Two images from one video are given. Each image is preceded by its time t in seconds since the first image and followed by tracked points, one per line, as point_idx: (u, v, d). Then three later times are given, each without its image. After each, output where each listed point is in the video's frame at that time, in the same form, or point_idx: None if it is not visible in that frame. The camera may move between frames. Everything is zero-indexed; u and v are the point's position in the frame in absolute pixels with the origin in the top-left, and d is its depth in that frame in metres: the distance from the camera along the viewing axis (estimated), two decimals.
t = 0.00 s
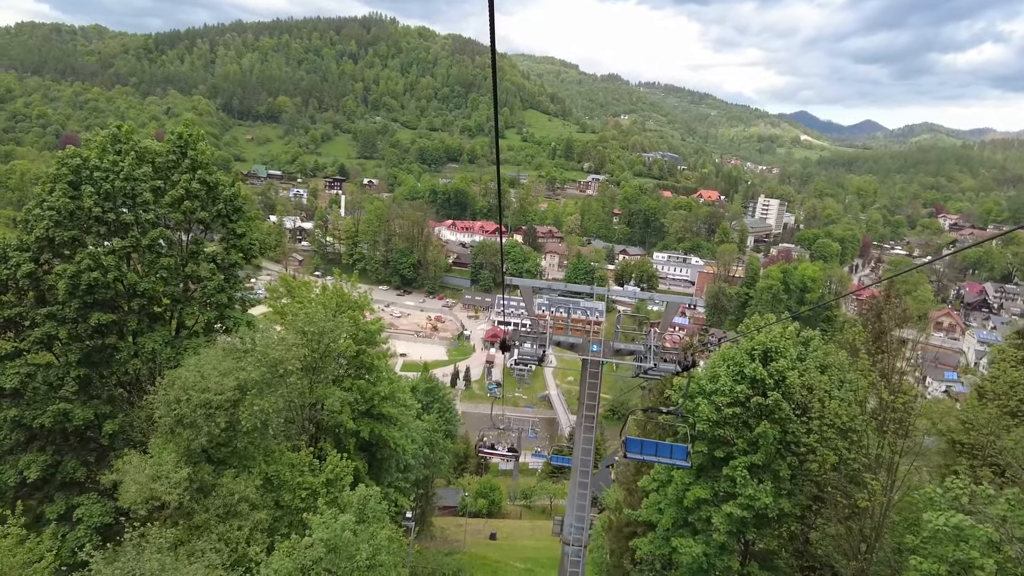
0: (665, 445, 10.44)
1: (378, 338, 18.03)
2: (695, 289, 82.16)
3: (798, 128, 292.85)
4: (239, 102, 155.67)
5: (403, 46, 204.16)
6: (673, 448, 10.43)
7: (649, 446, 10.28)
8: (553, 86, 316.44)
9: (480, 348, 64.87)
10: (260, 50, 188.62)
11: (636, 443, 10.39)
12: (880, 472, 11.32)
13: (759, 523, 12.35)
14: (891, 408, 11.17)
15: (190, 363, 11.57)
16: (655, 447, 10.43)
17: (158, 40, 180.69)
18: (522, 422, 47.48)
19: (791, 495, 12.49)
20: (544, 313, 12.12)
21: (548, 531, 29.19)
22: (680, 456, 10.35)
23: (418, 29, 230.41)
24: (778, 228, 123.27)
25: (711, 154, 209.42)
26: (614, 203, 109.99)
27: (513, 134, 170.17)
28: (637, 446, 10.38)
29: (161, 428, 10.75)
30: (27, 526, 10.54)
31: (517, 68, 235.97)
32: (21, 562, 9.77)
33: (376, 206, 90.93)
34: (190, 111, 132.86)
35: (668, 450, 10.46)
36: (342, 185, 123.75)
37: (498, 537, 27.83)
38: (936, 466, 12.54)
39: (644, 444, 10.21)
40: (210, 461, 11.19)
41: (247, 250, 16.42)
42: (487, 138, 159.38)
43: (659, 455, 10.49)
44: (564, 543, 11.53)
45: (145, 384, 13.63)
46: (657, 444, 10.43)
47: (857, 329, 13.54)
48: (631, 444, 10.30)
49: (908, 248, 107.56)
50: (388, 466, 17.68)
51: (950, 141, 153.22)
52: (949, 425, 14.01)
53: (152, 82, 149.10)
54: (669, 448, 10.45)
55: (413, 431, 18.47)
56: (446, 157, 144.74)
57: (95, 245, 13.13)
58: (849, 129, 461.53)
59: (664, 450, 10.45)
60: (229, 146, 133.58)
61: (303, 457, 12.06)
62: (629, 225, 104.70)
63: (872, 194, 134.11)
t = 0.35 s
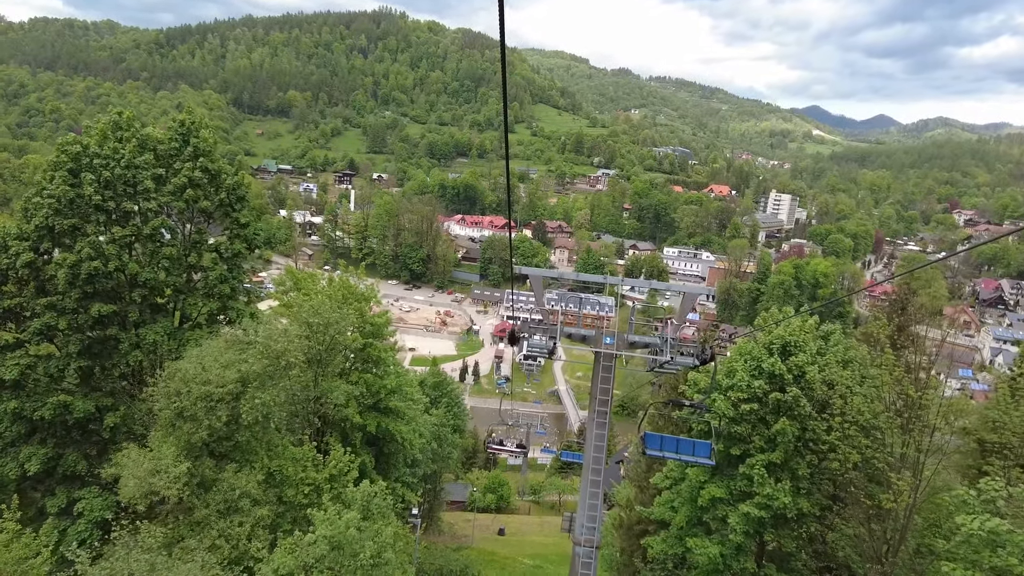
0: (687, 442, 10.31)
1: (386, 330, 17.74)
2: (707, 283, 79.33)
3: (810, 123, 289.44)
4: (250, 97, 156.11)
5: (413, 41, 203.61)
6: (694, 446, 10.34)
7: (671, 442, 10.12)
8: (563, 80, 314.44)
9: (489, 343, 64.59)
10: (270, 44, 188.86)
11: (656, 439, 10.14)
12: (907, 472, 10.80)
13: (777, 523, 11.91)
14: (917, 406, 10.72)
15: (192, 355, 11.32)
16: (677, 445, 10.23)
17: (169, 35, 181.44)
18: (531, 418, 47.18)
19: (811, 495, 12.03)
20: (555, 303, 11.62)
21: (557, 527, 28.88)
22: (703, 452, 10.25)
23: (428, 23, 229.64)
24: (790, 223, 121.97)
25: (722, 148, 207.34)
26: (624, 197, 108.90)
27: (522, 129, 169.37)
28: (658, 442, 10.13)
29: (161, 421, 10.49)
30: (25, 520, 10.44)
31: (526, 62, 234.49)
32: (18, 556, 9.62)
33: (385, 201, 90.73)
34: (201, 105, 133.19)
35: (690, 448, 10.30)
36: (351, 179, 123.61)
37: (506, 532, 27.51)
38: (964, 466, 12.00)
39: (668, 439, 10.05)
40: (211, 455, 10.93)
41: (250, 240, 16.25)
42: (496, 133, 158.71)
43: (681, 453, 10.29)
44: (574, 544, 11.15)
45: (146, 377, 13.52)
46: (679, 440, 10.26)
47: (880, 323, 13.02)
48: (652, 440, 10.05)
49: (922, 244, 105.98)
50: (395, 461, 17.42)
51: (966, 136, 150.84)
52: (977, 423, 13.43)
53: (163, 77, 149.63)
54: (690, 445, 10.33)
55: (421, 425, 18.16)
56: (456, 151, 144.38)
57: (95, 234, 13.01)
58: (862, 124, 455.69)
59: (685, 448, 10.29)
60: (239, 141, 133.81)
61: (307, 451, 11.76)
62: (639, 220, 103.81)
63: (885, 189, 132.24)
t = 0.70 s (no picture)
0: (712, 438, 9.66)
1: (392, 324, 17.43)
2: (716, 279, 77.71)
3: (821, 117, 285.90)
4: (259, 93, 156.52)
5: (421, 36, 203.08)
6: (721, 441, 9.65)
7: (694, 439, 9.59)
8: (572, 75, 312.56)
9: (498, 339, 64.31)
10: (279, 40, 189.11)
11: (678, 436, 9.62)
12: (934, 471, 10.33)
13: (796, 523, 11.49)
14: (945, 403, 10.26)
15: (193, 348, 11.04)
16: (700, 442, 9.67)
17: (179, 32, 182.15)
18: (540, 414, 46.87)
19: (832, 495, 11.57)
20: (565, 295, 11.13)
21: (566, 523, 28.59)
22: (732, 450, 9.57)
23: (436, 19, 228.87)
24: (801, 219, 120.52)
25: (732, 143, 205.24)
26: (633, 192, 108.02)
27: (531, 124, 168.47)
28: (681, 439, 9.62)
29: (160, 415, 10.22)
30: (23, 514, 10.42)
31: (535, 57, 233.05)
32: (15, 552, 9.52)
33: (393, 196, 90.50)
34: (210, 101, 133.66)
35: (715, 445, 9.67)
36: (360, 175, 123.64)
37: (514, 529, 27.25)
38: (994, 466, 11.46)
39: (692, 435, 9.52)
40: (211, 451, 10.67)
41: (252, 231, 16.19)
42: (505, 128, 157.91)
43: (705, 451, 9.71)
44: (586, 546, 10.76)
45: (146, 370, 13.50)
46: (702, 436, 9.67)
47: (903, 316, 12.52)
48: (672, 436, 9.56)
49: (935, 239, 104.24)
50: (401, 456, 17.12)
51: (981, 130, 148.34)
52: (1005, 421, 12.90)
53: (173, 73, 150.29)
54: (716, 440, 9.66)
55: (429, 420, 17.89)
56: (464, 147, 143.86)
57: (94, 224, 13.01)
58: (875, 118, 449.82)
59: (709, 445, 9.68)
60: (249, 137, 134.14)
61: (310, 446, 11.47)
62: (649, 215, 102.86)
63: (898, 184, 130.25)
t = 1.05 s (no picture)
0: (739, 437, 8.95)
1: (396, 317, 17.13)
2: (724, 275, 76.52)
3: (830, 112, 283.09)
4: (266, 88, 156.60)
5: (428, 31, 202.50)
6: (748, 440, 8.95)
7: (719, 438, 8.94)
8: (579, 70, 310.82)
9: (504, 334, 63.99)
10: (286, 35, 188.91)
11: (700, 433, 9.05)
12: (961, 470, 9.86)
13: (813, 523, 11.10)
14: (970, 401, 9.82)
15: (191, 340, 10.79)
16: (725, 442, 8.96)
17: (187, 27, 182.36)
18: (546, 410, 46.60)
19: (848, 494, 11.18)
20: (575, 286, 10.70)
21: (573, 519, 28.27)
22: (762, 451, 8.86)
23: (443, 13, 227.92)
24: (809, 214, 119.42)
25: (741, 138, 203.50)
26: (641, 187, 107.25)
27: (538, 119, 167.68)
28: (704, 437, 9.04)
29: (155, 410, 9.97)
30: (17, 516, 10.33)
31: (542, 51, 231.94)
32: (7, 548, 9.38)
33: (400, 191, 90.20)
34: (218, 96, 133.74)
35: (743, 444, 8.93)
36: (367, 170, 123.44)
37: (521, 525, 26.90)
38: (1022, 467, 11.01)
39: (715, 433, 8.92)
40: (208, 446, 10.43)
41: (253, 221, 16.13)
42: (511, 123, 157.25)
43: (733, 451, 8.94)
44: (596, 547, 10.43)
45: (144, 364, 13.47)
46: (728, 434, 8.98)
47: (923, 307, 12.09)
48: (694, 434, 8.99)
49: (945, 234, 102.96)
50: (406, 452, 16.80)
51: (993, 124, 146.14)
52: None
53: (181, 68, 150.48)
54: (743, 440, 8.98)
55: (434, 415, 17.54)
56: (471, 142, 143.38)
57: (89, 212, 13.00)
58: (883, 113, 446.01)
59: (736, 445, 8.93)
60: (256, 132, 134.18)
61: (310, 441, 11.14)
62: (656, 210, 102.11)
63: (908, 179, 128.66)
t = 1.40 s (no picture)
0: (770, 437, 8.58)
1: (401, 313, 16.77)
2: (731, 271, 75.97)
3: (839, 108, 280.59)
4: (273, 85, 156.75)
5: (434, 28, 202.09)
6: (779, 441, 8.61)
7: (750, 439, 8.56)
8: (586, 66, 309.33)
9: (511, 331, 63.63)
10: (293, 32, 188.88)
11: (728, 435, 8.68)
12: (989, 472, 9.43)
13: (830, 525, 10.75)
14: (1001, 399, 9.35)
15: (187, 335, 10.50)
16: (755, 444, 8.58)
17: (194, 25, 182.75)
18: (553, 407, 46.34)
19: (868, 496, 10.82)
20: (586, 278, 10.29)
21: (580, 517, 27.94)
22: (795, 452, 8.53)
23: (449, 9, 227.31)
24: (818, 211, 118.26)
25: (749, 135, 201.89)
26: (647, 184, 106.43)
27: (545, 115, 166.97)
28: (735, 436, 8.66)
29: (151, 406, 9.72)
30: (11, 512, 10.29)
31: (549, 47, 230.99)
32: None
33: (407, 188, 89.92)
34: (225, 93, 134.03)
35: (774, 447, 8.57)
36: (373, 166, 123.16)
37: (527, 523, 26.60)
38: None
39: (746, 434, 8.57)
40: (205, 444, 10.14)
41: (252, 213, 16.10)
42: (518, 120, 156.66)
43: (762, 455, 8.56)
44: (606, 552, 10.16)
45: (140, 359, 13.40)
46: (759, 436, 8.61)
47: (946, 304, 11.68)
48: (723, 434, 8.61)
49: (956, 231, 101.64)
50: (411, 449, 16.47)
51: (1005, 120, 144.13)
52: None
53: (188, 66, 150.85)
54: (774, 442, 8.63)
55: (439, 412, 17.20)
56: (477, 138, 142.97)
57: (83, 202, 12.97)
58: (892, 110, 442.19)
59: (767, 447, 8.55)
60: (263, 129, 134.34)
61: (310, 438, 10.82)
62: (663, 207, 101.35)
63: (919, 176, 127.14)
